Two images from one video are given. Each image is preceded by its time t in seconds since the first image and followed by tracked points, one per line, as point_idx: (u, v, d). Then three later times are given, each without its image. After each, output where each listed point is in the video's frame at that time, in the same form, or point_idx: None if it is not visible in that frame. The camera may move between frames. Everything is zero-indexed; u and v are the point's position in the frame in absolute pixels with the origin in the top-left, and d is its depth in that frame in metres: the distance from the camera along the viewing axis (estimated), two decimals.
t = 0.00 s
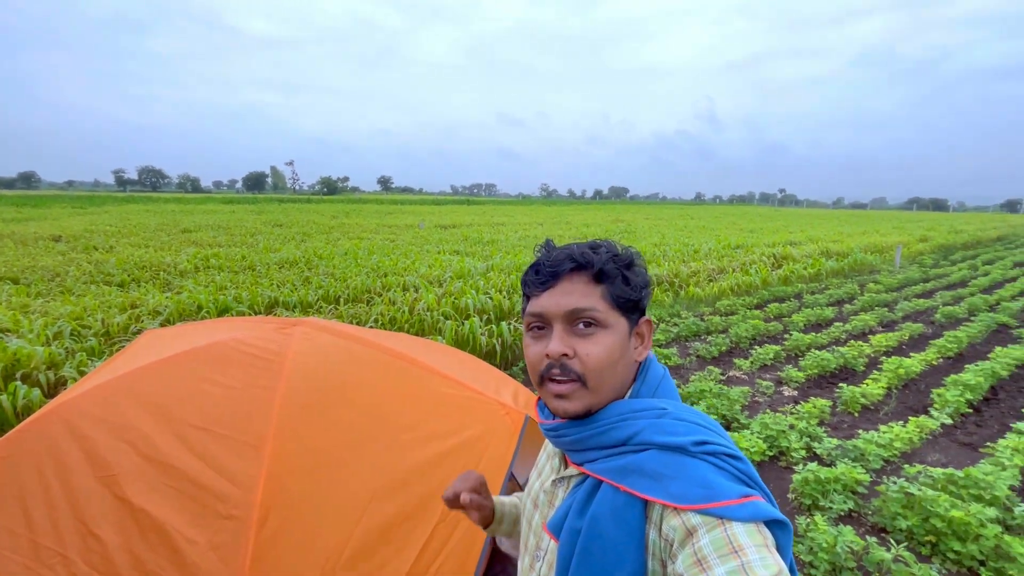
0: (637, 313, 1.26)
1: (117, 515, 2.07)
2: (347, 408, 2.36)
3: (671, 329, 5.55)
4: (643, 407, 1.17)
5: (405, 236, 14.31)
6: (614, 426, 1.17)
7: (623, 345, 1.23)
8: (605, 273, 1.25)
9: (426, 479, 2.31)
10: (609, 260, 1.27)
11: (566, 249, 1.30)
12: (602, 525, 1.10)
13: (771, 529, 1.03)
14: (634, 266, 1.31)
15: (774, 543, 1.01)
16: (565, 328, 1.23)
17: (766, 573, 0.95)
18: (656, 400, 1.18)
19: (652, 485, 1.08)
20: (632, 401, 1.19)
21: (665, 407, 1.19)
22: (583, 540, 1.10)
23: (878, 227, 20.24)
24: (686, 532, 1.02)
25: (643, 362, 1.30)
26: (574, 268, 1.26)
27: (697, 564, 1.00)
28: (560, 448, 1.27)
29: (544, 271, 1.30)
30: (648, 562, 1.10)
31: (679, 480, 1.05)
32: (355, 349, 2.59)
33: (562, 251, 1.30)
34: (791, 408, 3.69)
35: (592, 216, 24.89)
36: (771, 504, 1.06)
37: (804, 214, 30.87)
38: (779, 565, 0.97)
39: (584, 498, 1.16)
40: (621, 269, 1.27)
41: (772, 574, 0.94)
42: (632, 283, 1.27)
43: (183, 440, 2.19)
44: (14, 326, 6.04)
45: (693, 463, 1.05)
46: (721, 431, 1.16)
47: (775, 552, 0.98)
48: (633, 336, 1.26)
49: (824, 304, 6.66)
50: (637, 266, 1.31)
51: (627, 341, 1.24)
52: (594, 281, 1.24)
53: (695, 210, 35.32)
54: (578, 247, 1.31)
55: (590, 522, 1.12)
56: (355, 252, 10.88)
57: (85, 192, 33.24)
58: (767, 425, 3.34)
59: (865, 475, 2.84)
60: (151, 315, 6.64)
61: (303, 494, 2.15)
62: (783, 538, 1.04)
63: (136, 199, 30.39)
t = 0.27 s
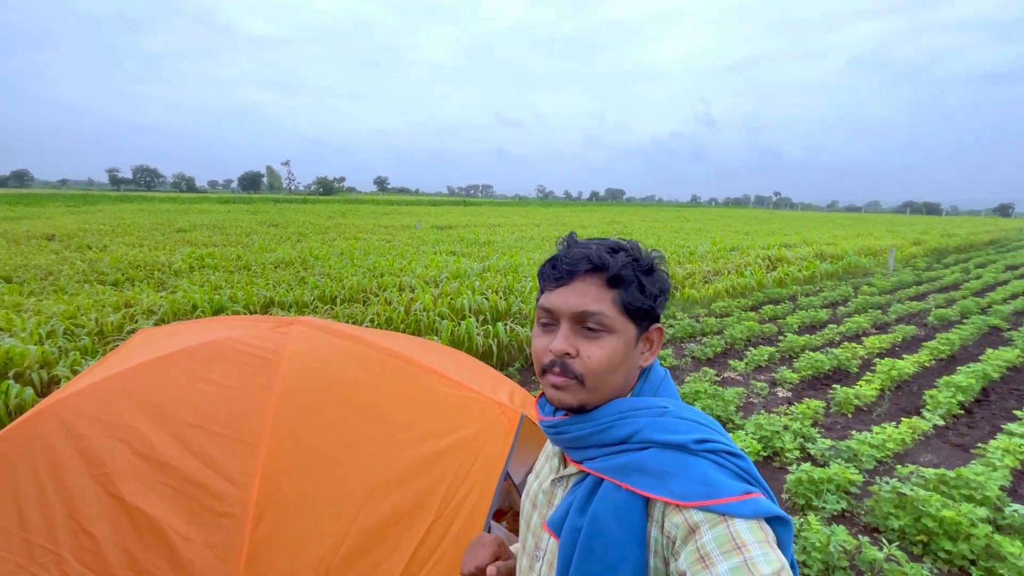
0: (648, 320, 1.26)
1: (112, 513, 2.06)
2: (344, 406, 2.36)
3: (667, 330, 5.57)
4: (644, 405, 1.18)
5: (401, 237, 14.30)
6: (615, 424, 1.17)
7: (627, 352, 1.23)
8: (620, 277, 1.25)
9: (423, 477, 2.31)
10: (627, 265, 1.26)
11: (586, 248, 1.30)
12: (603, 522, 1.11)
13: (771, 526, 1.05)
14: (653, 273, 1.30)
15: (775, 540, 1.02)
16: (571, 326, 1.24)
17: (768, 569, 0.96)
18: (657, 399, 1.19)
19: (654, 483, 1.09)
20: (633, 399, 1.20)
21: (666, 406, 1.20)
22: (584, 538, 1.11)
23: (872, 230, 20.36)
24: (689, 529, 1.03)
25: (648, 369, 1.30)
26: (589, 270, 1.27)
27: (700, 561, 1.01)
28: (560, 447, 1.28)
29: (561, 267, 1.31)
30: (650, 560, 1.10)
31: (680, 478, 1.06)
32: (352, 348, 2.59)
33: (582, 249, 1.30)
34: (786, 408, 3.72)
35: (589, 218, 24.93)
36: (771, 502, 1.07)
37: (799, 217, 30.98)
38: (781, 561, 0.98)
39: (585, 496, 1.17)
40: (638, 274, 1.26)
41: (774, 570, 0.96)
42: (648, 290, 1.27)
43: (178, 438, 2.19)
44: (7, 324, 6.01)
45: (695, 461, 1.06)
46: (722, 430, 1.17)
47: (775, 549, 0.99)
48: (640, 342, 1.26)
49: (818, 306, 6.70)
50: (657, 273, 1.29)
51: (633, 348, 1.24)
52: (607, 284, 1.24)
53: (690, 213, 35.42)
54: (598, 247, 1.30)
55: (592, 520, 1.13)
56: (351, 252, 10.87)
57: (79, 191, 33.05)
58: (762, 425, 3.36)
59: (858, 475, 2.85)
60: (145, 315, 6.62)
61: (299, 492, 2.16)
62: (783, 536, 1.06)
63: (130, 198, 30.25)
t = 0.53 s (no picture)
0: (641, 326, 1.25)
1: (104, 513, 2.06)
2: (339, 408, 2.36)
3: (664, 332, 5.58)
4: (637, 409, 1.18)
5: (399, 237, 14.29)
6: (608, 428, 1.17)
7: (619, 356, 1.23)
8: (615, 282, 1.24)
9: (417, 479, 2.31)
10: (623, 271, 1.26)
11: (583, 252, 1.29)
12: (595, 526, 1.11)
13: (762, 530, 1.05)
14: (649, 280, 1.29)
15: (765, 543, 1.02)
16: (564, 329, 1.24)
17: (758, 572, 0.96)
18: (650, 403, 1.19)
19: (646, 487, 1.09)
20: (626, 403, 1.20)
21: (659, 410, 1.20)
22: (576, 541, 1.11)
23: (870, 232, 20.41)
24: (680, 532, 1.03)
25: (639, 375, 1.30)
26: (585, 274, 1.26)
27: (691, 563, 1.01)
28: (553, 450, 1.28)
29: (558, 269, 1.31)
30: (641, 564, 1.10)
31: (672, 481, 1.06)
32: (348, 349, 2.59)
33: (579, 253, 1.30)
34: (781, 410, 3.72)
35: (587, 218, 24.95)
36: (763, 507, 1.07)
37: (796, 219, 31.03)
38: (770, 564, 0.98)
39: (577, 500, 1.17)
40: (633, 280, 1.26)
41: (764, 573, 0.96)
42: (643, 297, 1.26)
43: (171, 439, 2.18)
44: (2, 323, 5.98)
45: (687, 465, 1.06)
46: (713, 434, 1.18)
47: (766, 552, 1.00)
48: (633, 348, 1.26)
49: (814, 308, 6.71)
50: (653, 280, 1.29)
51: (625, 353, 1.24)
52: (601, 289, 1.24)
53: (688, 214, 35.46)
54: (595, 251, 1.30)
55: (583, 523, 1.12)
56: (348, 252, 10.86)
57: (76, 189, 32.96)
58: (757, 426, 3.37)
59: (852, 476, 2.86)
60: (141, 314, 6.60)
61: (293, 493, 2.15)
62: (773, 540, 1.06)
63: (127, 197, 30.18)
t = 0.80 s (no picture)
0: (641, 317, 1.27)
1: (101, 511, 2.05)
2: (337, 405, 2.36)
3: (662, 331, 5.58)
4: (634, 405, 1.18)
5: (398, 236, 14.28)
6: (605, 424, 1.17)
7: (623, 347, 1.24)
8: (617, 274, 1.26)
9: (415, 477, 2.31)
10: (622, 262, 1.28)
11: (583, 244, 1.30)
12: (592, 522, 1.11)
13: (758, 525, 1.05)
14: (646, 272, 1.32)
15: (762, 538, 1.02)
16: (569, 321, 1.24)
17: (756, 567, 0.96)
18: (646, 399, 1.19)
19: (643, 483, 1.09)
20: (623, 399, 1.20)
21: (655, 405, 1.20)
22: (573, 538, 1.11)
23: (868, 232, 20.44)
24: (678, 528, 1.03)
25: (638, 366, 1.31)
26: (587, 265, 1.27)
27: (688, 559, 1.01)
28: (549, 447, 1.28)
29: (557, 263, 1.31)
30: (638, 560, 1.10)
31: (669, 477, 1.06)
32: (346, 347, 2.59)
33: (579, 245, 1.31)
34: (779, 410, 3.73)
35: (586, 218, 24.95)
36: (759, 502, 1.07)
37: (794, 219, 31.08)
38: (767, 559, 0.98)
39: (574, 497, 1.17)
40: (632, 272, 1.28)
41: (761, 568, 0.96)
42: (642, 287, 1.28)
43: (169, 436, 2.18)
44: None
45: (684, 460, 1.06)
46: (709, 430, 1.18)
47: (762, 547, 1.00)
48: (634, 340, 1.27)
49: (813, 308, 6.72)
50: (649, 272, 1.32)
51: (628, 343, 1.25)
52: (604, 280, 1.25)
53: (687, 214, 35.48)
54: (595, 244, 1.31)
55: (581, 520, 1.12)
56: (347, 251, 10.85)
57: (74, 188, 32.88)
58: (755, 426, 3.37)
59: (850, 476, 2.86)
60: (139, 312, 6.59)
61: (291, 490, 2.15)
62: (770, 535, 1.06)
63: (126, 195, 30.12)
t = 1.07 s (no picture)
0: (629, 307, 1.29)
1: (99, 508, 2.05)
2: (334, 402, 2.37)
3: (659, 332, 5.59)
4: (625, 398, 1.19)
5: (396, 237, 14.27)
6: (597, 417, 1.18)
7: (612, 337, 1.25)
8: (602, 265, 1.29)
9: (412, 474, 2.31)
10: (607, 255, 1.31)
11: (567, 240, 1.33)
12: (585, 515, 1.12)
13: (748, 514, 1.06)
14: (631, 264, 1.34)
15: (752, 526, 1.03)
16: (557, 313, 1.26)
17: (745, 555, 0.97)
18: (637, 392, 1.20)
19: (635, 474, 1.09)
20: (614, 392, 1.21)
21: (646, 398, 1.21)
22: (567, 531, 1.11)
23: (865, 234, 20.51)
24: (669, 518, 1.04)
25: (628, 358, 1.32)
26: (573, 258, 1.30)
27: (679, 548, 1.02)
28: (543, 441, 1.29)
29: (543, 258, 1.33)
30: (631, 551, 1.11)
31: (660, 468, 1.07)
32: (344, 345, 2.60)
33: (563, 241, 1.34)
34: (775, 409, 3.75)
35: (584, 220, 24.98)
36: (748, 491, 1.09)
37: (791, 221, 31.21)
38: (757, 547, 0.99)
39: (567, 490, 1.18)
40: (617, 264, 1.30)
41: (751, 557, 0.97)
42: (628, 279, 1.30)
43: (168, 434, 2.18)
44: None
45: (675, 451, 1.07)
46: (700, 421, 1.19)
47: (752, 535, 1.01)
48: (623, 331, 1.29)
49: (809, 309, 6.74)
50: (634, 264, 1.35)
51: (616, 334, 1.27)
52: (590, 272, 1.27)
53: (684, 216, 35.55)
54: (579, 239, 1.35)
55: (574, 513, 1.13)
56: (345, 251, 10.85)
57: (70, 188, 32.77)
58: (752, 425, 3.38)
59: (845, 474, 2.88)
60: (136, 312, 6.58)
61: (288, 487, 2.16)
62: (760, 523, 1.07)
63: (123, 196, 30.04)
